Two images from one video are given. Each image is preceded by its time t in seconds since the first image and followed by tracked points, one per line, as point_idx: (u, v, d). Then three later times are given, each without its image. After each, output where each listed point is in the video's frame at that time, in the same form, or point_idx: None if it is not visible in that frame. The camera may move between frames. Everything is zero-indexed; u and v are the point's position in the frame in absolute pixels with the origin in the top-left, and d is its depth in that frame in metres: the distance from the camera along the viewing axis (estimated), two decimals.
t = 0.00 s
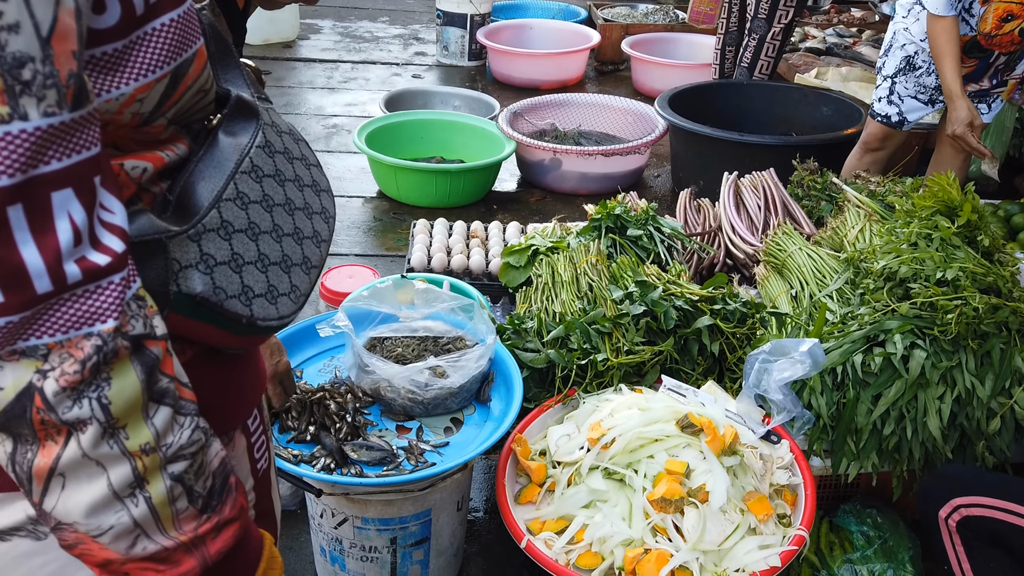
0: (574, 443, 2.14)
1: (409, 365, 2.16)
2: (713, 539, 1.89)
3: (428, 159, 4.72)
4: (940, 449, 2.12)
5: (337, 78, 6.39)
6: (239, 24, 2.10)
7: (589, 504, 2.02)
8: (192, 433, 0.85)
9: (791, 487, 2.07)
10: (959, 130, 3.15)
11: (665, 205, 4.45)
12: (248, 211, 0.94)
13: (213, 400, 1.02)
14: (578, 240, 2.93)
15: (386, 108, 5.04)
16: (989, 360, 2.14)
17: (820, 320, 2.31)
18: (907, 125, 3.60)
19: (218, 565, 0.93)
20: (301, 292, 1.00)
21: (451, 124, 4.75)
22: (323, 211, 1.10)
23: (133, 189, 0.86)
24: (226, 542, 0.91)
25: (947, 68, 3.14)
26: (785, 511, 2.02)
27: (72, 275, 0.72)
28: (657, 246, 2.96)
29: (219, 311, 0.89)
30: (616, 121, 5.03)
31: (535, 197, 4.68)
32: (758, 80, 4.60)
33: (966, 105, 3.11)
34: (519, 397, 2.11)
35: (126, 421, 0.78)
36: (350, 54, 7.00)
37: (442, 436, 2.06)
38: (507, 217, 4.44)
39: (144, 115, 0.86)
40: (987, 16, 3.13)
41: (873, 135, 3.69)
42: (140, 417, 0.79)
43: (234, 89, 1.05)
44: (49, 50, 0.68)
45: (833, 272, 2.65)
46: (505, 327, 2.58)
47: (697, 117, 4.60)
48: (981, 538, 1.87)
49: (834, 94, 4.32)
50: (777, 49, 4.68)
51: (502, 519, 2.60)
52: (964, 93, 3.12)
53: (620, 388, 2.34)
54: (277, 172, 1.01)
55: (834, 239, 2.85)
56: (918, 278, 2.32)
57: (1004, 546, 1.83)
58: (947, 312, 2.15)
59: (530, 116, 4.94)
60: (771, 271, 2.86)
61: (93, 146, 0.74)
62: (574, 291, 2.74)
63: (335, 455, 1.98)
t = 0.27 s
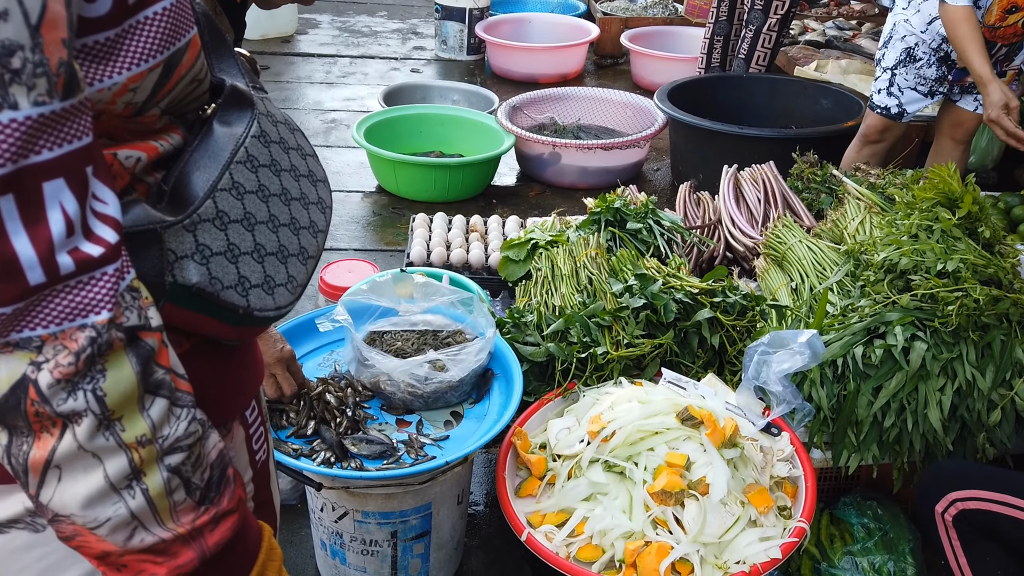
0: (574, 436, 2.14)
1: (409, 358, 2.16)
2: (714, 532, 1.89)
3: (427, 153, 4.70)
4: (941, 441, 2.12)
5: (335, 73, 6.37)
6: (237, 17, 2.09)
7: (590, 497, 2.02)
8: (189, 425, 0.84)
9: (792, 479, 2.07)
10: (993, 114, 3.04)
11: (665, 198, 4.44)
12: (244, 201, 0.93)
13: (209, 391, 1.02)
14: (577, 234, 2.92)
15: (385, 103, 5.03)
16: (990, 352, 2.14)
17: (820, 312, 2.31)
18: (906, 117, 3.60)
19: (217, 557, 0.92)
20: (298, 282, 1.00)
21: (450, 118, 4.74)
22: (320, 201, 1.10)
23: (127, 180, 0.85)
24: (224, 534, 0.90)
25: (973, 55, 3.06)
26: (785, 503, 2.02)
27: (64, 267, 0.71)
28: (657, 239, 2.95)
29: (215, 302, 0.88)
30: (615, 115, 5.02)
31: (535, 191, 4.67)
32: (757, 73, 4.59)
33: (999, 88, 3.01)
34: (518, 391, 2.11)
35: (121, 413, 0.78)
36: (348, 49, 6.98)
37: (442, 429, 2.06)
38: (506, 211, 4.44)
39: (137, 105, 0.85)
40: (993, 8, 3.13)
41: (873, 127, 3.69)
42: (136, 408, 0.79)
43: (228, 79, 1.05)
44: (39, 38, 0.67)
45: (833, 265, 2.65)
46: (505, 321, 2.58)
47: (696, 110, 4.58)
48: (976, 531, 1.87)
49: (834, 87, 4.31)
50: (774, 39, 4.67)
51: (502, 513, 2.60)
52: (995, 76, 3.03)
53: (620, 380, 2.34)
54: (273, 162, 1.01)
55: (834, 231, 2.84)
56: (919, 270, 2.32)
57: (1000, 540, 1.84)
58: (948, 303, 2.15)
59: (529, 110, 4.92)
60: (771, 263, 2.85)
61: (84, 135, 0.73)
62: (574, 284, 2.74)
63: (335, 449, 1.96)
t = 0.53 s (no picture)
0: (575, 428, 2.14)
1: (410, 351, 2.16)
2: (714, 523, 1.89)
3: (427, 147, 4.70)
4: (942, 433, 2.12)
5: (335, 67, 6.36)
6: (237, 10, 2.09)
7: (591, 488, 2.02)
8: (192, 413, 0.84)
9: (792, 472, 2.06)
10: None
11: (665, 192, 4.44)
12: (244, 189, 0.93)
13: (212, 378, 1.02)
14: (578, 227, 2.92)
15: (385, 97, 5.02)
16: (991, 344, 2.14)
17: (821, 304, 2.31)
18: (908, 110, 3.57)
19: (220, 545, 0.93)
20: (299, 270, 1.00)
21: (450, 112, 4.73)
22: (320, 189, 1.10)
23: (128, 167, 0.85)
24: (227, 522, 0.90)
25: None
26: (786, 495, 2.02)
27: (66, 254, 0.71)
28: (658, 232, 2.95)
29: (217, 289, 0.88)
30: (616, 108, 5.01)
31: (535, 185, 4.67)
32: (757, 66, 4.58)
33: None
34: (519, 383, 2.11)
35: (124, 401, 0.78)
36: (348, 44, 6.97)
37: (444, 422, 2.06)
38: (506, 205, 4.43)
39: (138, 91, 0.85)
40: None
41: (874, 121, 3.63)
42: (138, 396, 0.79)
43: (227, 66, 1.05)
44: (38, 23, 0.67)
45: (834, 257, 2.65)
46: (506, 314, 2.58)
47: (697, 104, 4.57)
48: (968, 515, 1.90)
49: (834, 80, 4.30)
50: (773, 32, 4.65)
51: (503, 506, 2.60)
52: None
53: (621, 372, 2.34)
54: (272, 149, 1.01)
55: (835, 224, 2.84)
56: (919, 262, 2.32)
57: (996, 526, 1.85)
58: (949, 296, 2.14)
59: (529, 104, 4.92)
60: (772, 256, 2.85)
61: (85, 120, 0.73)
62: (574, 277, 2.74)
63: (336, 441, 1.97)
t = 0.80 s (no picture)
0: (576, 423, 2.14)
1: (412, 346, 2.16)
2: (716, 517, 1.89)
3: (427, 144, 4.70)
4: (943, 427, 2.12)
5: (335, 64, 6.35)
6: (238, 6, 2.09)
7: (592, 483, 2.02)
8: (200, 403, 0.85)
9: (794, 466, 2.07)
10: None
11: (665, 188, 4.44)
12: (249, 180, 0.93)
13: (218, 368, 1.03)
14: (579, 223, 2.93)
15: (385, 93, 5.02)
16: (992, 338, 2.14)
17: (823, 299, 2.31)
18: (910, 106, 3.59)
19: (228, 534, 0.93)
20: (305, 262, 1.00)
21: (450, 109, 4.73)
22: (324, 180, 1.10)
23: (135, 159, 0.86)
24: (235, 512, 0.91)
25: None
26: (788, 489, 2.02)
27: (77, 243, 0.72)
28: (659, 228, 2.96)
29: (224, 281, 0.88)
30: (616, 105, 5.01)
31: (535, 181, 4.67)
32: (757, 63, 4.58)
33: None
34: (522, 378, 2.12)
35: (134, 390, 0.78)
36: (347, 40, 6.97)
37: (446, 416, 2.07)
38: (507, 202, 4.44)
39: (145, 82, 0.85)
40: None
41: (875, 117, 3.68)
42: (148, 385, 0.79)
43: (231, 58, 1.05)
44: (48, 13, 0.67)
45: (834, 252, 2.65)
46: (508, 309, 2.59)
47: (697, 100, 4.58)
48: (970, 515, 1.89)
49: (834, 76, 4.30)
50: (772, 28, 4.66)
51: (505, 500, 2.61)
52: None
53: (623, 367, 2.34)
54: (277, 141, 1.01)
55: (835, 219, 2.85)
56: (920, 257, 2.33)
57: (998, 526, 1.85)
58: (950, 290, 2.15)
59: (529, 100, 4.92)
60: (772, 252, 2.86)
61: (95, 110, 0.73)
62: (575, 273, 2.74)
63: (339, 436, 1.97)
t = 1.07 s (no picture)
0: (579, 416, 2.15)
1: (414, 340, 2.17)
2: (718, 510, 1.89)
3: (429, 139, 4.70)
4: (944, 421, 2.13)
5: (336, 59, 6.35)
6: None
7: (595, 476, 2.03)
8: (203, 391, 0.85)
9: (795, 460, 2.06)
10: None
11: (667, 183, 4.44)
12: (253, 170, 0.94)
13: (221, 357, 1.04)
14: (581, 218, 2.93)
15: (386, 88, 5.02)
16: (994, 332, 2.14)
17: (825, 293, 2.31)
18: (913, 101, 3.58)
19: (230, 523, 0.94)
20: (307, 253, 1.01)
21: (451, 104, 4.73)
22: (327, 172, 1.10)
23: (138, 149, 0.86)
24: (238, 500, 0.91)
25: None
26: (789, 482, 2.02)
27: (81, 230, 0.72)
28: (661, 223, 2.96)
29: (227, 270, 0.89)
30: (618, 100, 5.01)
31: (537, 176, 4.67)
32: (759, 58, 4.58)
33: None
34: (524, 371, 2.11)
35: (137, 377, 0.78)
36: (349, 35, 6.96)
37: (448, 410, 2.07)
38: (509, 197, 4.44)
39: (149, 71, 0.86)
40: None
41: (879, 111, 3.64)
42: (151, 373, 0.80)
43: (236, 49, 1.06)
44: None
45: (837, 247, 2.65)
46: (510, 303, 2.59)
47: (699, 95, 4.57)
48: (970, 506, 1.89)
49: (837, 71, 4.29)
50: (774, 23, 4.66)
51: (507, 494, 2.62)
52: None
53: (625, 361, 2.34)
54: (280, 132, 1.01)
55: (837, 214, 2.85)
56: (923, 251, 2.33)
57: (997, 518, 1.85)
58: (952, 284, 2.15)
59: (531, 95, 4.91)
60: (775, 246, 2.86)
61: (98, 97, 0.74)
62: (578, 267, 2.74)
63: (342, 428, 1.98)
